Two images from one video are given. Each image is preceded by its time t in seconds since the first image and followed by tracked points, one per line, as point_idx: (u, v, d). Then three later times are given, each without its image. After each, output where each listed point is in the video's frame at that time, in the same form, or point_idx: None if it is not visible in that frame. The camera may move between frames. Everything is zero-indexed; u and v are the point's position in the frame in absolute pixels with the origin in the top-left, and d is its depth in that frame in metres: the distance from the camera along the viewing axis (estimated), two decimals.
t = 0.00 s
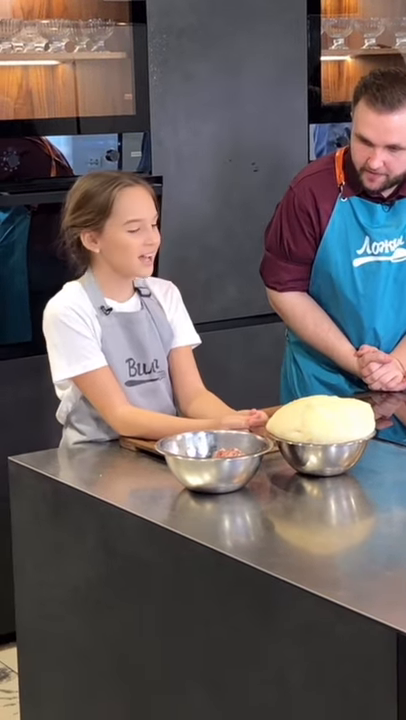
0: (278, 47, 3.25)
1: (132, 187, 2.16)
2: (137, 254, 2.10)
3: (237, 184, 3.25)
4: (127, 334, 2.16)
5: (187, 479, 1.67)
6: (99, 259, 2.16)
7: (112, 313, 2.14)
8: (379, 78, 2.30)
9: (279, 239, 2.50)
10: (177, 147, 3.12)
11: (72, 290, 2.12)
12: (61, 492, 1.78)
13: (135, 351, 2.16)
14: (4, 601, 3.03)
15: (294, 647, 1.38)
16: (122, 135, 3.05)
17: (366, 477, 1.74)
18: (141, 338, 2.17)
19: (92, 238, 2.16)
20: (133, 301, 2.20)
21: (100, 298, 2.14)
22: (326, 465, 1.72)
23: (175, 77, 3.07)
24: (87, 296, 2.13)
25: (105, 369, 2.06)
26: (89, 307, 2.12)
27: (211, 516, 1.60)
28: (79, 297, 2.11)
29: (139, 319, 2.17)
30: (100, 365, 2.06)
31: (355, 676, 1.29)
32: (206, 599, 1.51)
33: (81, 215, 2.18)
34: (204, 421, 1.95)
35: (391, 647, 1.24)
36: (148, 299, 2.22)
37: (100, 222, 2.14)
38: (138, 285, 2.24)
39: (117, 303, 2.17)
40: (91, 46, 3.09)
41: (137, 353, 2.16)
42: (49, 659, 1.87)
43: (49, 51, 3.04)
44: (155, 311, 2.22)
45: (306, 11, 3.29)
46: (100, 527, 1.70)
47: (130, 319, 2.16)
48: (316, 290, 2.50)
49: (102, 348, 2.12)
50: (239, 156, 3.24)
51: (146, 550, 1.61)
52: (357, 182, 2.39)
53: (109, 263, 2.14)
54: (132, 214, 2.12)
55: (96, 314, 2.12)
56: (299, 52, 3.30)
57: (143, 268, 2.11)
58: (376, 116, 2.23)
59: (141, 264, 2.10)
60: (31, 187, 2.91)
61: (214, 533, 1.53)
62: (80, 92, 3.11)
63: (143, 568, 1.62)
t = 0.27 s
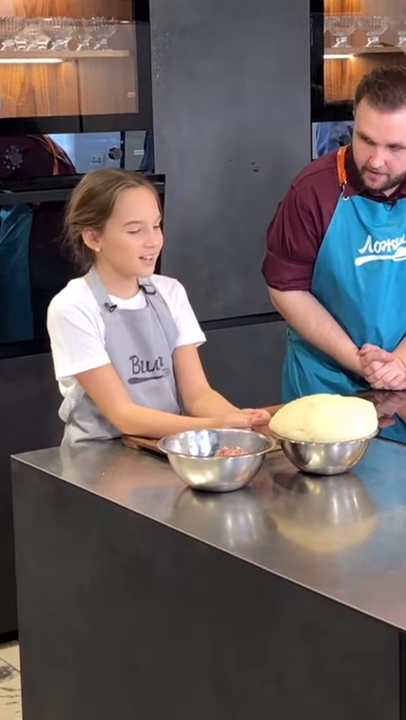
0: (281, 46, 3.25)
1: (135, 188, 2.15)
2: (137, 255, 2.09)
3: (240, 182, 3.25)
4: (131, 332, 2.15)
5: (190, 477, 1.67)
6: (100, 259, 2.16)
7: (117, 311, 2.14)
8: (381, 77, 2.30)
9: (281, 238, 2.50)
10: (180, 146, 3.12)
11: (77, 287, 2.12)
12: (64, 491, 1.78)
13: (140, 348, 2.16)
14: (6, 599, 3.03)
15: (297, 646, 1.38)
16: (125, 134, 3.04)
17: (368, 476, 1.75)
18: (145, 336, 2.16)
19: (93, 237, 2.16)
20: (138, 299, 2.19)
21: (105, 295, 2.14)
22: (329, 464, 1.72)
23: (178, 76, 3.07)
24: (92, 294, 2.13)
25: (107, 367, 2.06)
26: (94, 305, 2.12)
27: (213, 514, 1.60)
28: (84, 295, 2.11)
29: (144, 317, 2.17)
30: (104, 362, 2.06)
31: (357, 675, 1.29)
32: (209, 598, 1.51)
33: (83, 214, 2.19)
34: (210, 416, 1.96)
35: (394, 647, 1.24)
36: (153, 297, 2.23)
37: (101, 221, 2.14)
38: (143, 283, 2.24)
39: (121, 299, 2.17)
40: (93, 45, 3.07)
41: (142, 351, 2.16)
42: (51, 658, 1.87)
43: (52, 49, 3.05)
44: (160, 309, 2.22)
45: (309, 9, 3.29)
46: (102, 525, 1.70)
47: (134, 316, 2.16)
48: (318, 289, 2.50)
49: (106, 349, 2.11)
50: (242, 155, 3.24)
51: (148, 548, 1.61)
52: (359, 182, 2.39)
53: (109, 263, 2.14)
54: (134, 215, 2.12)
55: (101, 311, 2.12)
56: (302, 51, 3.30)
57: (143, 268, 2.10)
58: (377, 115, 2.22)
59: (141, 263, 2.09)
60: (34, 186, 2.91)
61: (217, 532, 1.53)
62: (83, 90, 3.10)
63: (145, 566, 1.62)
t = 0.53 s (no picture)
0: (283, 46, 3.25)
1: (137, 189, 2.15)
2: (137, 256, 2.09)
3: (242, 182, 3.25)
4: (132, 331, 2.16)
5: (191, 477, 1.67)
6: (100, 258, 2.17)
7: (117, 311, 2.14)
8: (384, 77, 2.30)
9: (283, 238, 2.50)
10: (182, 146, 3.12)
11: (76, 288, 2.12)
12: (66, 490, 1.79)
13: (141, 348, 2.16)
14: (6, 599, 3.03)
15: (298, 646, 1.38)
16: (126, 134, 3.04)
17: (370, 477, 1.75)
18: (148, 336, 2.16)
19: (93, 236, 2.17)
20: (139, 299, 2.20)
21: (105, 296, 2.14)
22: (330, 464, 1.72)
23: (180, 76, 3.07)
24: (90, 293, 2.13)
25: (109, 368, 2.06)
26: (94, 305, 2.11)
27: (215, 514, 1.60)
28: (84, 295, 2.11)
29: (145, 317, 2.17)
30: (104, 363, 2.06)
31: (358, 675, 1.29)
32: (211, 598, 1.51)
33: (84, 213, 2.19)
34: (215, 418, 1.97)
35: (396, 647, 1.24)
36: (154, 297, 2.23)
37: (102, 221, 2.15)
38: (143, 283, 2.24)
39: (122, 299, 2.17)
40: (95, 44, 3.07)
41: (144, 350, 2.16)
42: (52, 657, 1.87)
43: (54, 49, 3.03)
44: (161, 309, 2.22)
45: (311, 10, 3.29)
46: (104, 525, 1.70)
47: (136, 316, 2.16)
48: (319, 289, 2.50)
49: (106, 349, 2.11)
50: (244, 155, 3.24)
51: (150, 548, 1.61)
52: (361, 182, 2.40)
53: (109, 262, 2.14)
54: (135, 216, 2.12)
55: (101, 311, 2.12)
56: (304, 51, 3.30)
57: (143, 269, 2.10)
58: (380, 115, 2.22)
59: (140, 264, 2.09)
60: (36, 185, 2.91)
61: (219, 532, 1.54)
62: (85, 91, 3.08)
63: (147, 566, 1.63)
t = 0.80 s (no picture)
0: (284, 47, 3.25)
1: (136, 189, 2.15)
2: (137, 256, 2.09)
3: (243, 183, 3.25)
4: (134, 333, 2.16)
5: (192, 478, 1.67)
6: (100, 259, 2.16)
7: (119, 313, 2.14)
8: (384, 79, 2.30)
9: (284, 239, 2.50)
10: (183, 146, 3.12)
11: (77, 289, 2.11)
12: (67, 491, 1.78)
13: (144, 351, 2.17)
14: (7, 599, 3.03)
15: (299, 647, 1.38)
16: (127, 134, 3.05)
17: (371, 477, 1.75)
18: (149, 339, 2.18)
19: (93, 238, 2.17)
20: (141, 301, 2.20)
21: (107, 298, 2.14)
22: (331, 465, 1.72)
23: (181, 76, 3.07)
24: (91, 294, 2.12)
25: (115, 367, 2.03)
26: (95, 306, 2.11)
27: (216, 515, 1.60)
28: (85, 296, 2.10)
29: (147, 319, 2.17)
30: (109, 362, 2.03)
31: (359, 676, 1.29)
32: (212, 598, 1.51)
33: (84, 214, 2.18)
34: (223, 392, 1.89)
35: (397, 649, 1.24)
36: (155, 298, 2.23)
37: (101, 222, 2.14)
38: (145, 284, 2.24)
39: (125, 302, 2.17)
40: (96, 45, 3.06)
41: (146, 353, 2.17)
42: (53, 658, 1.87)
43: (55, 50, 3.02)
44: (163, 310, 2.23)
45: (313, 11, 3.29)
46: (105, 526, 1.70)
47: (138, 318, 2.16)
48: (320, 290, 2.50)
49: (109, 347, 2.12)
50: (245, 156, 3.24)
51: (151, 549, 1.61)
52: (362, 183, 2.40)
53: (109, 263, 2.14)
54: (134, 216, 2.11)
55: (103, 313, 2.12)
56: (306, 52, 3.29)
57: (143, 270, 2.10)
58: (381, 116, 2.23)
59: (141, 264, 2.09)
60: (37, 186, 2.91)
61: (219, 532, 1.54)
62: (86, 92, 3.07)
63: (148, 567, 1.62)
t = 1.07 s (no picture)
0: (284, 47, 3.25)
1: (136, 187, 2.14)
2: (142, 255, 2.10)
3: (243, 183, 3.25)
4: (137, 336, 2.17)
5: (192, 478, 1.67)
6: (103, 260, 2.16)
7: (123, 314, 2.14)
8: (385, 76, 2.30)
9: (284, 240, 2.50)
10: (183, 147, 3.12)
11: (81, 291, 2.11)
12: (67, 491, 1.78)
13: (146, 353, 2.18)
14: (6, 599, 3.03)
15: (298, 648, 1.38)
16: (127, 134, 3.04)
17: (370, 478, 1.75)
18: (153, 342, 2.18)
19: (95, 239, 2.16)
20: (144, 302, 2.20)
21: (111, 300, 2.13)
22: (331, 466, 1.71)
23: (181, 76, 3.07)
24: (95, 296, 2.12)
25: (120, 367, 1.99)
26: (100, 308, 2.10)
27: (216, 515, 1.60)
28: (89, 298, 2.09)
29: (151, 321, 2.18)
30: (115, 362, 2.00)
31: (357, 677, 1.29)
32: (211, 599, 1.51)
33: (85, 215, 2.18)
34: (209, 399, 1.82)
35: (396, 650, 1.24)
36: (158, 299, 2.24)
37: (103, 222, 2.14)
38: (147, 283, 2.24)
39: (128, 303, 2.17)
40: (97, 45, 3.08)
41: (149, 355, 2.18)
42: (53, 658, 1.87)
43: (55, 50, 3.04)
44: (166, 311, 2.23)
45: (313, 11, 3.29)
46: (105, 527, 1.70)
47: (141, 320, 2.17)
48: (321, 290, 2.50)
49: (115, 349, 2.12)
50: (245, 156, 3.24)
51: (151, 549, 1.61)
52: (362, 183, 2.40)
53: (112, 263, 2.13)
54: (134, 215, 2.11)
55: (107, 315, 2.12)
56: (305, 53, 3.30)
57: (148, 268, 2.11)
58: (382, 114, 2.22)
59: (145, 264, 2.10)
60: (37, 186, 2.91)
61: (219, 532, 1.54)
62: (86, 92, 3.08)
63: (147, 567, 1.62)
